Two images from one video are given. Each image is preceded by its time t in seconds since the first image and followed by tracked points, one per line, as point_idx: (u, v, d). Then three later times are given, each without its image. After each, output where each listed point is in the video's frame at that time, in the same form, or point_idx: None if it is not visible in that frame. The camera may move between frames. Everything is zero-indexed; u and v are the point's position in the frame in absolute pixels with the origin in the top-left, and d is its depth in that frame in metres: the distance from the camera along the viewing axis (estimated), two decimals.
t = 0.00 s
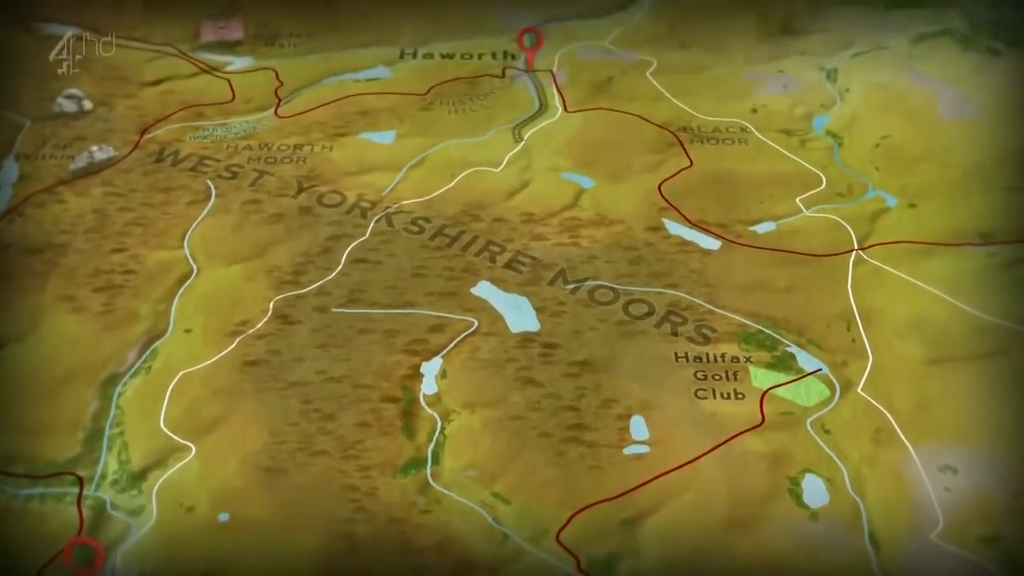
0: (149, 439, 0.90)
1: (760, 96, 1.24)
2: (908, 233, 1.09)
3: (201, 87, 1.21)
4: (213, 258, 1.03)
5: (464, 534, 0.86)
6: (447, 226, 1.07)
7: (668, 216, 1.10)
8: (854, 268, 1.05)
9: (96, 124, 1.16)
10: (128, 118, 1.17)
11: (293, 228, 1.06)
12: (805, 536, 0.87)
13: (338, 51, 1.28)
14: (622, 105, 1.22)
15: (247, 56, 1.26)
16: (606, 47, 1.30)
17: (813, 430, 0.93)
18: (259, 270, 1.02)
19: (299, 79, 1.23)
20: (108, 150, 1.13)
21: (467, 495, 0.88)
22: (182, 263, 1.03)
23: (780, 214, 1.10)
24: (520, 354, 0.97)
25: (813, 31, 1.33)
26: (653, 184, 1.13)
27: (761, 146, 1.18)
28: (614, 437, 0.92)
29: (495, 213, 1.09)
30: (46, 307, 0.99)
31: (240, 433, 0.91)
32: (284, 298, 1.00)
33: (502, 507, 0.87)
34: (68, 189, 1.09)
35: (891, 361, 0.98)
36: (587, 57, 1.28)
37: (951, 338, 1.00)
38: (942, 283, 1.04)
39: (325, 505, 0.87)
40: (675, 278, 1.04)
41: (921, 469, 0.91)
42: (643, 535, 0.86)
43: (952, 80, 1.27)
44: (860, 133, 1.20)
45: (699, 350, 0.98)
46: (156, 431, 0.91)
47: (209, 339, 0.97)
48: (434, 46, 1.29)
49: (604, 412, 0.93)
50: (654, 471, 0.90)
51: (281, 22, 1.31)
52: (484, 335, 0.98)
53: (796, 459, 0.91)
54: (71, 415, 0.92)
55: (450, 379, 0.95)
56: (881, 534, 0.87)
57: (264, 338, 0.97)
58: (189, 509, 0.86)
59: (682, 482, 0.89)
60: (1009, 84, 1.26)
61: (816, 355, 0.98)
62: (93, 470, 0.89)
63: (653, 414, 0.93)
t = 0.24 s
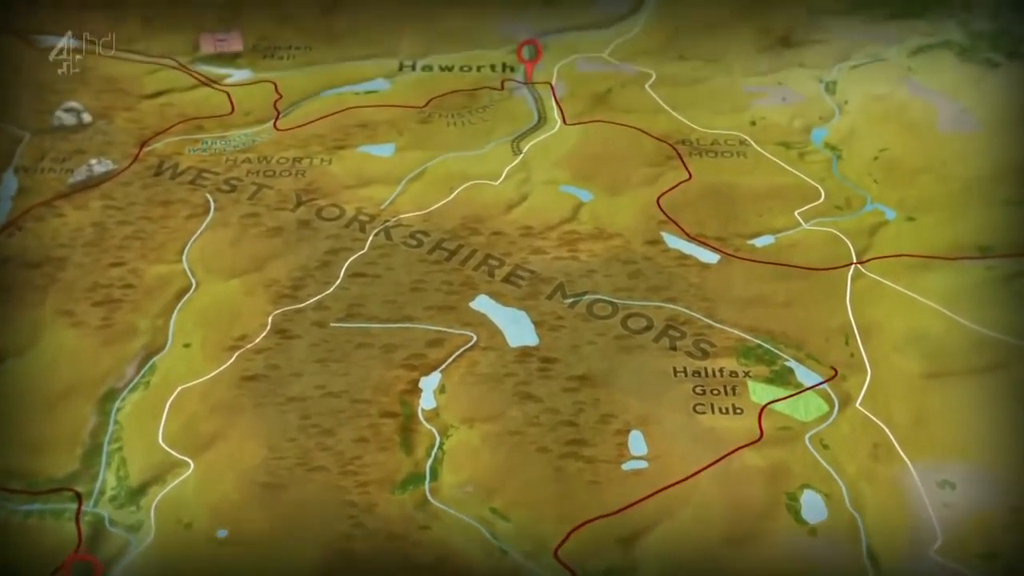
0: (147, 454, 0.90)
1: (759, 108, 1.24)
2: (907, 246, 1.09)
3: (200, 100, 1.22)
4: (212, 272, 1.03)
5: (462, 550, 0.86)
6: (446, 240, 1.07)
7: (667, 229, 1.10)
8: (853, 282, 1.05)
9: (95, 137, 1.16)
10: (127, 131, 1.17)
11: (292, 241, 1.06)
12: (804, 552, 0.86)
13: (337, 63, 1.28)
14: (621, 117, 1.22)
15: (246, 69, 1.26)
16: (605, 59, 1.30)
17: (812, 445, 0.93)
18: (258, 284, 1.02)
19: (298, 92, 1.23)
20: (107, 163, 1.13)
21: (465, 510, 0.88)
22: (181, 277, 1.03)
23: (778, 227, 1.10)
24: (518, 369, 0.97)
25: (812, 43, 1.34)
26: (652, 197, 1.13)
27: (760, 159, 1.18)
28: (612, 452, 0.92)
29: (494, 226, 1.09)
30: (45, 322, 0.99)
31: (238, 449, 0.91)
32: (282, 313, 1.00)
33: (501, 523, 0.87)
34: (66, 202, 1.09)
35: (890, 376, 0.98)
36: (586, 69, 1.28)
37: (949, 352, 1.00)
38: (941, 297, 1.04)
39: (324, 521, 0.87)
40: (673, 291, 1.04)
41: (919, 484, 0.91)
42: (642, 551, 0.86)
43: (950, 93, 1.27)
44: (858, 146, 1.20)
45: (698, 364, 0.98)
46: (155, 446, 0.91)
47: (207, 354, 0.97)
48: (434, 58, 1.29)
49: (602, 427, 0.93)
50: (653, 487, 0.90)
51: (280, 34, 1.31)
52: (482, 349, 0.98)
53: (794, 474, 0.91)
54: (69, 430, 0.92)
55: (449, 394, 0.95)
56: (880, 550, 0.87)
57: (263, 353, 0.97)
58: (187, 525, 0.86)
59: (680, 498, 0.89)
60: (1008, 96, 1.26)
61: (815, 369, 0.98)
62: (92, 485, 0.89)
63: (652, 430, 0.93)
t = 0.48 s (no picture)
0: (146, 470, 0.90)
1: (757, 120, 1.24)
2: (905, 259, 1.09)
3: (199, 112, 1.22)
4: (211, 286, 1.03)
5: (461, 566, 0.85)
6: (445, 253, 1.07)
7: (666, 242, 1.10)
8: (851, 295, 1.05)
9: (94, 150, 1.16)
10: (127, 144, 1.17)
11: (291, 255, 1.06)
12: (803, 568, 0.86)
13: (336, 75, 1.28)
14: (619, 130, 1.22)
15: (245, 81, 1.26)
16: (604, 71, 1.30)
17: (810, 460, 0.93)
18: (256, 298, 1.02)
19: (297, 104, 1.23)
20: (105, 176, 1.13)
21: (464, 526, 0.88)
22: (180, 291, 1.03)
23: (777, 240, 1.10)
24: (517, 383, 0.97)
25: (810, 54, 1.34)
26: (650, 210, 1.13)
27: (759, 171, 1.18)
28: (611, 468, 0.92)
29: (493, 239, 1.09)
30: (44, 337, 0.99)
31: (236, 464, 0.91)
32: (281, 327, 1.00)
33: (499, 538, 0.87)
34: (65, 216, 1.09)
35: (889, 390, 0.98)
36: (585, 80, 1.29)
37: (948, 366, 1.00)
38: (939, 311, 1.05)
39: (322, 537, 0.87)
40: (672, 305, 1.04)
41: (918, 499, 0.91)
42: (640, 567, 0.86)
43: (949, 105, 1.27)
44: (857, 158, 1.21)
45: (696, 379, 0.98)
46: (154, 462, 0.91)
47: (206, 368, 0.97)
48: (433, 70, 1.29)
49: (601, 441, 0.93)
50: (651, 502, 0.90)
51: (279, 46, 1.31)
52: (481, 363, 0.98)
53: (793, 489, 0.91)
54: (68, 446, 0.92)
55: (448, 409, 0.95)
56: (878, 566, 0.87)
57: (262, 368, 0.97)
58: (185, 541, 0.86)
59: (679, 513, 0.89)
60: (1006, 108, 1.26)
61: (814, 384, 0.98)
62: (90, 501, 0.88)
63: (650, 444, 0.93)
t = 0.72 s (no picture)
0: (145, 485, 0.90)
1: (756, 131, 1.24)
2: (904, 272, 1.09)
3: (198, 124, 1.22)
4: (210, 300, 1.03)
5: None
6: (444, 266, 1.07)
7: (664, 255, 1.10)
8: (850, 308, 1.05)
9: (94, 162, 1.16)
10: (126, 156, 1.17)
11: (290, 268, 1.06)
12: None
13: (335, 86, 1.28)
14: (618, 142, 1.22)
15: (244, 92, 1.27)
16: (603, 82, 1.30)
17: (809, 474, 0.93)
18: (255, 312, 1.02)
19: (296, 115, 1.24)
20: (105, 189, 1.13)
21: (462, 541, 0.88)
22: (178, 305, 1.03)
23: (776, 253, 1.10)
24: (515, 398, 0.97)
25: (809, 65, 1.34)
26: (649, 223, 1.13)
27: (758, 184, 1.18)
28: (610, 482, 0.92)
29: (492, 252, 1.09)
30: (43, 350, 0.99)
31: (235, 479, 0.91)
32: (280, 340, 1.00)
33: (498, 554, 0.87)
34: (64, 228, 1.09)
35: (887, 404, 0.98)
36: (584, 92, 1.29)
37: (946, 380, 1.00)
38: (938, 324, 1.05)
39: (320, 553, 0.86)
40: (671, 319, 1.04)
41: (917, 513, 0.91)
42: None
43: (947, 116, 1.27)
44: (856, 170, 1.21)
45: (695, 393, 0.98)
46: (152, 477, 0.91)
47: (205, 383, 0.97)
48: (432, 81, 1.29)
49: (600, 456, 0.93)
50: (650, 516, 0.90)
51: (279, 57, 1.31)
52: (480, 377, 0.98)
53: (792, 504, 0.91)
54: (66, 460, 0.92)
55: (446, 424, 0.95)
56: None
57: (260, 382, 0.97)
58: (183, 556, 0.86)
59: (678, 528, 0.89)
60: (1005, 120, 1.26)
61: (812, 398, 0.98)
62: (89, 516, 0.88)
63: (649, 459, 0.93)
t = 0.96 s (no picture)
0: (144, 499, 0.90)
1: (754, 143, 1.25)
2: (903, 284, 1.09)
3: (197, 136, 1.22)
4: (209, 313, 1.03)
5: None
6: (443, 279, 1.08)
7: (663, 267, 1.10)
8: (849, 321, 1.05)
9: (93, 175, 1.16)
10: (125, 168, 1.17)
11: (289, 281, 1.06)
12: None
13: (334, 97, 1.28)
14: (617, 153, 1.22)
15: (243, 103, 1.27)
16: (602, 93, 1.30)
17: (808, 489, 0.93)
18: (254, 325, 1.02)
19: (295, 127, 1.24)
20: (104, 201, 1.13)
21: (461, 556, 0.88)
22: (177, 318, 1.03)
23: (775, 265, 1.10)
24: (514, 411, 0.97)
25: (808, 76, 1.34)
26: (648, 235, 1.13)
27: (756, 195, 1.18)
28: (609, 497, 0.91)
29: (491, 264, 1.09)
30: (42, 364, 0.99)
31: (233, 494, 0.91)
32: (279, 354, 1.00)
33: (497, 569, 0.87)
34: (63, 241, 1.09)
35: (886, 418, 0.98)
36: (583, 103, 1.29)
37: (945, 393, 1.00)
38: (936, 337, 1.05)
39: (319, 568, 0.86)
40: (669, 332, 1.04)
41: (915, 528, 0.91)
42: None
43: (946, 127, 1.28)
44: (854, 182, 1.21)
45: (694, 406, 0.98)
46: (151, 491, 0.91)
47: (203, 397, 0.97)
48: (431, 92, 1.29)
49: (599, 470, 0.93)
50: (649, 531, 0.90)
51: (278, 68, 1.31)
52: (478, 391, 0.98)
53: (791, 519, 0.91)
54: (65, 475, 0.92)
55: (445, 438, 0.95)
56: None
57: (259, 396, 0.97)
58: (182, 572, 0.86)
59: (677, 543, 0.89)
60: (1004, 131, 1.26)
61: (811, 411, 0.98)
62: (87, 531, 0.88)
63: (648, 473, 0.93)
